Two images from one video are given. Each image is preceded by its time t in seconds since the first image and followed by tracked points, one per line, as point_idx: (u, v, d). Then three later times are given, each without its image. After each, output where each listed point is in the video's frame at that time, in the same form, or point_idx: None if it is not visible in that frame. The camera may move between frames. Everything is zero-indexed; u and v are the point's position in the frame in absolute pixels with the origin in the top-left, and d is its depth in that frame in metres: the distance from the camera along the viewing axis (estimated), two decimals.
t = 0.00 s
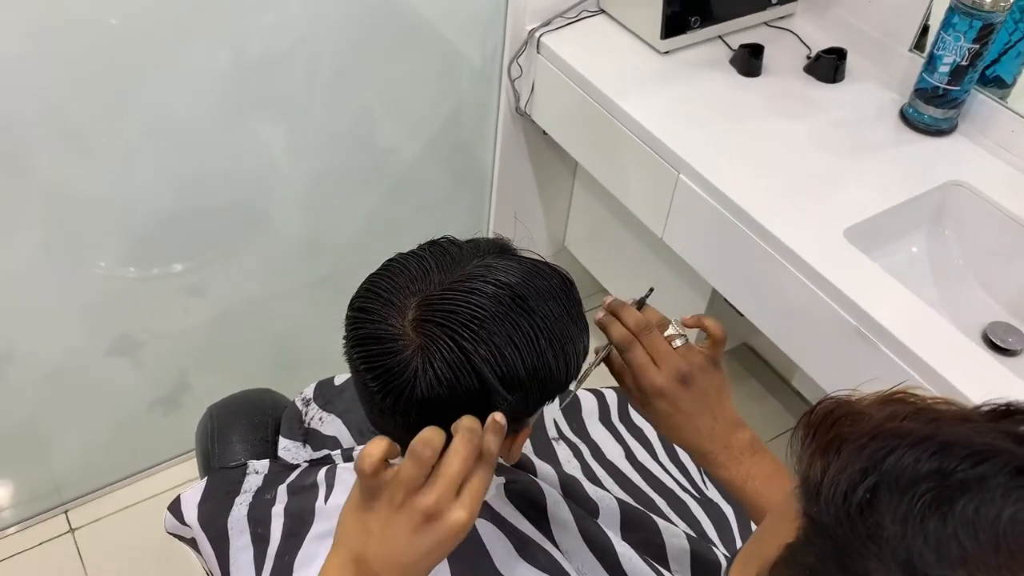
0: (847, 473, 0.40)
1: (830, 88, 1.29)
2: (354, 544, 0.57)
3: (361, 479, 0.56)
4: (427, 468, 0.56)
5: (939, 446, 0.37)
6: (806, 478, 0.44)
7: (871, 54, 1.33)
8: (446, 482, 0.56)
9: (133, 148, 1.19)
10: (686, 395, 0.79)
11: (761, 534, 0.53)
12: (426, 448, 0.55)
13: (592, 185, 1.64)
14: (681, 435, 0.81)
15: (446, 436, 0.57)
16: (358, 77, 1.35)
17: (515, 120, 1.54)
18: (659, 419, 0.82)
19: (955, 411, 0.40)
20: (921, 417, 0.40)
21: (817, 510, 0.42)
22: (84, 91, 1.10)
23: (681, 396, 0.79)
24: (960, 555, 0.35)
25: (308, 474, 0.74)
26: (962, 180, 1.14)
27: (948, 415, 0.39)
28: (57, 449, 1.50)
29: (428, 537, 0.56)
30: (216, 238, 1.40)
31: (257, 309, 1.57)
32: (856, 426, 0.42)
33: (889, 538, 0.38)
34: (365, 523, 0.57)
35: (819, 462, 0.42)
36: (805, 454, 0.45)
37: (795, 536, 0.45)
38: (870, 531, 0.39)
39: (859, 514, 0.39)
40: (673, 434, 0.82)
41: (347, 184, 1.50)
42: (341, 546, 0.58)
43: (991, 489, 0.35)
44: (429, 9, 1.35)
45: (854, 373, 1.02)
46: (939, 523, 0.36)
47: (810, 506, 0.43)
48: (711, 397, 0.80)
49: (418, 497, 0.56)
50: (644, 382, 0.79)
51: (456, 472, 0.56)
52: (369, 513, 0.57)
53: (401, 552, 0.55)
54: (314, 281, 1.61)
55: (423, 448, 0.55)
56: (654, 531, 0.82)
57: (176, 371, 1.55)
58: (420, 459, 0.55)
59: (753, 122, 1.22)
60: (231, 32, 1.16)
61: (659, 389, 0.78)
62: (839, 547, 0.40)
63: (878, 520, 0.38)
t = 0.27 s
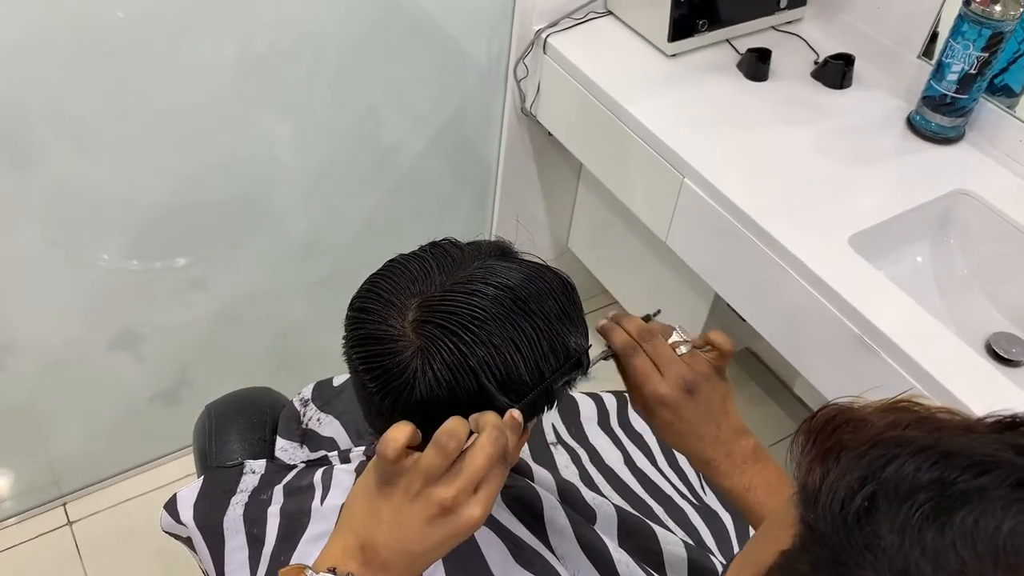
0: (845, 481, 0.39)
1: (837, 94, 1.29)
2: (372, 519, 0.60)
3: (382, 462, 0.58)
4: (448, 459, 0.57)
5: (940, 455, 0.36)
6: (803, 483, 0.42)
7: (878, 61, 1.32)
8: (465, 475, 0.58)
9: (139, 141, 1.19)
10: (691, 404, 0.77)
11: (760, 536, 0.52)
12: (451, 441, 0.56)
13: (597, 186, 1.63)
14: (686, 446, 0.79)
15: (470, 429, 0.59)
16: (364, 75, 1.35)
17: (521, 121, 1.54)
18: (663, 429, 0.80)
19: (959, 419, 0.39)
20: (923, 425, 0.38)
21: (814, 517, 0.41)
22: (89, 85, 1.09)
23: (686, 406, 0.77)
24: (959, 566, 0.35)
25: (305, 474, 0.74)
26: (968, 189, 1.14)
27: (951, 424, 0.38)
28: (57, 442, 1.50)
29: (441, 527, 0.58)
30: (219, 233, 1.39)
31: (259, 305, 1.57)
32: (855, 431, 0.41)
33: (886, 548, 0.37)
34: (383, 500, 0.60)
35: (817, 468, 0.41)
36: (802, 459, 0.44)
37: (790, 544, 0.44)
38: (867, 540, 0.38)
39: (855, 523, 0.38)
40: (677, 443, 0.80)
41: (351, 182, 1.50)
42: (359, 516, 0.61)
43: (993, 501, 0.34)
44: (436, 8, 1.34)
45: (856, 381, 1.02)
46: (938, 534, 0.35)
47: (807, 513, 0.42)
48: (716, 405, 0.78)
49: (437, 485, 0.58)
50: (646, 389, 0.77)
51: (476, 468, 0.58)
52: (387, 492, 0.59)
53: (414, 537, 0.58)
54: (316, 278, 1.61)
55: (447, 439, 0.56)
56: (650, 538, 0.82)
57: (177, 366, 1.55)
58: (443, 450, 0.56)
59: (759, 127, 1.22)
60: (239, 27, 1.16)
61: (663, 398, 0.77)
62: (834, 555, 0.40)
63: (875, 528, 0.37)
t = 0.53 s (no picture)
0: (853, 464, 0.39)
1: (845, 98, 1.28)
2: (371, 506, 0.56)
3: (384, 446, 0.54)
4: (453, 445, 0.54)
5: (952, 437, 0.36)
6: (808, 468, 0.42)
7: (887, 66, 1.31)
8: (471, 463, 0.54)
9: (145, 137, 1.19)
10: (700, 411, 0.76)
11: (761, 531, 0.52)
12: (457, 426, 0.53)
13: (602, 188, 1.63)
14: (693, 451, 0.78)
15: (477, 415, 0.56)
16: (370, 74, 1.35)
17: (527, 121, 1.53)
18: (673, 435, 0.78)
19: (970, 405, 0.38)
20: (933, 410, 0.38)
21: (819, 502, 0.41)
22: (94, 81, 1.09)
23: (695, 411, 0.76)
24: (968, 550, 0.34)
25: (305, 476, 0.74)
26: (976, 196, 1.13)
27: (964, 409, 0.38)
28: (59, 437, 1.50)
29: (444, 517, 0.55)
30: (223, 231, 1.39)
31: (262, 303, 1.57)
32: (863, 417, 0.40)
33: (893, 531, 0.36)
34: (383, 487, 0.56)
35: (823, 453, 0.41)
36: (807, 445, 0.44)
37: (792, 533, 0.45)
38: (873, 523, 0.37)
39: (862, 506, 0.38)
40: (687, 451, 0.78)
41: (356, 180, 1.50)
42: (358, 502, 0.57)
43: (1006, 484, 0.34)
44: (443, 7, 1.34)
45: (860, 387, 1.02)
46: (947, 516, 0.35)
47: (811, 499, 0.42)
48: (724, 414, 0.77)
49: (440, 473, 0.55)
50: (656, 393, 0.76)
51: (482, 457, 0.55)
52: (388, 478, 0.56)
53: (415, 526, 0.55)
54: (319, 277, 1.60)
55: (453, 424, 0.53)
56: (651, 545, 0.82)
57: (180, 362, 1.55)
58: (449, 435, 0.53)
59: (766, 131, 1.21)
60: (247, 24, 1.15)
61: (671, 400, 0.75)
62: (839, 541, 0.40)
63: (882, 512, 0.37)
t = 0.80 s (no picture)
0: (894, 459, 0.38)
1: (853, 104, 1.28)
2: (380, 497, 0.56)
3: (394, 436, 0.54)
4: (463, 433, 0.54)
5: (997, 432, 0.36)
6: (842, 464, 0.42)
7: (895, 72, 1.32)
8: (481, 451, 0.54)
9: (154, 135, 1.20)
10: (726, 411, 0.76)
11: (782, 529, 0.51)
12: (467, 414, 0.53)
13: (609, 191, 1.63)
14: (719, 453, 0.78)
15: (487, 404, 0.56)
16: (379, 75, 1.35)
17: (534, 123, 1.54)
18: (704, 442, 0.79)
19: (1011, 400, 0.39)
20: (975, 405, 0.38)
21: (855, 498, 0.40)
22: (104, 80, 1.10)
23: (721, 411, 0.76)
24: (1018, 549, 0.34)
25: (312, 475, 0.74)
26: (983, 203, 1.13)
27: (1006, 404, 0.38)
28: (64, 433, 1.51)
29: (454, 507, 0.55)
30: (231, 230, 1.40)
31: (269, 302, 1.57)
32: (899, 412, 0.40)
33: (937, 529, 0.36)
34: (391, 478, 0.56)
35: (860, 448, 0.40)
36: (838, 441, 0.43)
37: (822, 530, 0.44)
38: (917, 521, 0.37)
39: (903, 502, 0.38)
40: (720, 457, 0.78)
41: (364, 180, 1.50)
42: (366, 494, 0.57)
43: None
44: (452, 9, 1.34)
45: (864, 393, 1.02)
46: (995, 513, 0.35)
47: (846, 495, 0.41)
48: (750, 413, 0.77)
49: (450, 462, 0.55)
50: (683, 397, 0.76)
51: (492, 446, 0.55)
52: (396, 469, 0.56)
53: (425, 516, 0.55)
54: (326, 276, 1.61)
55: (463, 412, 0.53)
56: (655, 547, 0.82)
57: (186, 360, 1.55)
58: (460, 422, 0.53)
59: (773, 135, 1.21)
60: (256, 24, 1.16)
61: (697, 400, 0.75)
62: (876, 538, 0.39)
63: (924, 509, 0.37)
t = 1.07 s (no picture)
0: (924, 455, 0.38)
1: (855, 111, 1.29)
2: (392, 478, 0.57)
3: (402, 417, 0.55)
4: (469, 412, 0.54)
5: None
6: (867, 459, 0.41)
7: (898, 79, 1.32)
8: (486, 432, 0.54)
9: (159, 136, 1.20)
10: (734, 402, 0.76)
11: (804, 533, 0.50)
12: (472, 394, 0.53)
13: (612, 195, 1.63)
14: (727, 445, 0.78)
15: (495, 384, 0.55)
16: (383, 77, 1.36)
17: (538, 127, 1.54)
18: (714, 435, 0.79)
19: None
20: (1010, 397, 0.38)
21: (883, 497, 0.40)
22: (110, 80, 1.11)
23: (728, 402, 0.76)
24: None
25: (316, 474, 0.75)
26: (984, 210, 1.14)
27: None
28: (67, 431, 1.52)
29: (463, 487, 0.55)
30: (235, 230, 1.41)
31: (272, 302, 1.58)
32: (927, 408, 0.40)
33: (971, 527, 0.36)
34: (403, 459, 0.57)
35: (887, 443, 0.40)
36: (863, 438, 0.43)
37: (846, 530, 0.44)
38: (948, 520, 0.37)
39: (934, 499, 0.37)
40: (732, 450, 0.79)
41: (368, 183, 1.51)
42: (378, 475, 0.58)
43: None
44: (457, 13, 1.35)
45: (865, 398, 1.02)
46: None
47: (874, 493, 0.41)
48: (759, 404, 0.78)
49: (458, 442, 0.55)
50: (692, 389, 0.76)
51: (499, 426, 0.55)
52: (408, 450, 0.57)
53: (434, 495, 0.55)
54: (329, 278, 1.62)
55: (468, 392, 0.53)
56: (656, 549, 0.83)
57: (189, 360, 1.56)
58: (465, 403, 0.53)
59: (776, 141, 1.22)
60: (261, 26, 1.17)
61: (704, 392, 0.75)
62: (905, 536, 0.39)
63: (957, 506, 0.36)
